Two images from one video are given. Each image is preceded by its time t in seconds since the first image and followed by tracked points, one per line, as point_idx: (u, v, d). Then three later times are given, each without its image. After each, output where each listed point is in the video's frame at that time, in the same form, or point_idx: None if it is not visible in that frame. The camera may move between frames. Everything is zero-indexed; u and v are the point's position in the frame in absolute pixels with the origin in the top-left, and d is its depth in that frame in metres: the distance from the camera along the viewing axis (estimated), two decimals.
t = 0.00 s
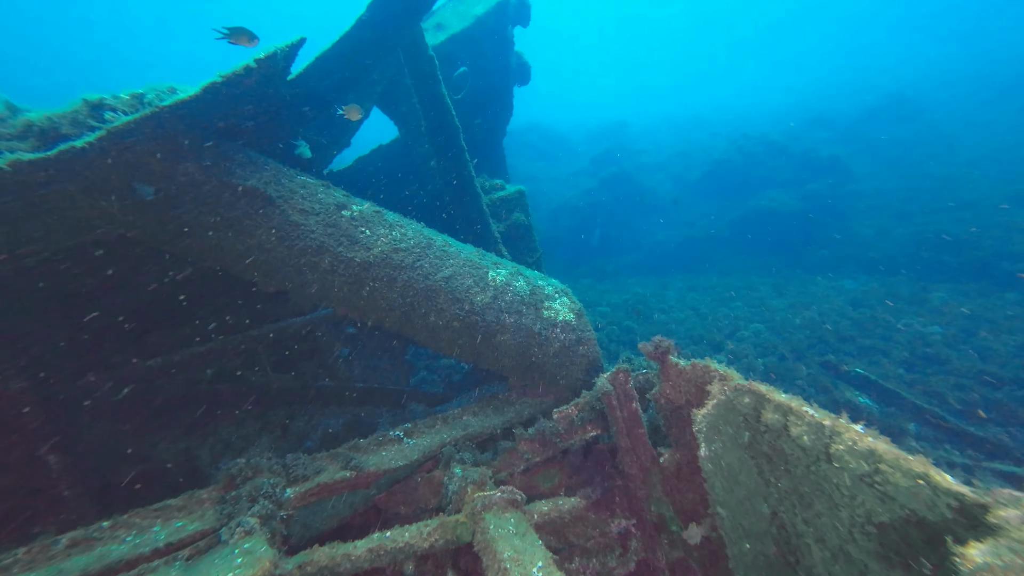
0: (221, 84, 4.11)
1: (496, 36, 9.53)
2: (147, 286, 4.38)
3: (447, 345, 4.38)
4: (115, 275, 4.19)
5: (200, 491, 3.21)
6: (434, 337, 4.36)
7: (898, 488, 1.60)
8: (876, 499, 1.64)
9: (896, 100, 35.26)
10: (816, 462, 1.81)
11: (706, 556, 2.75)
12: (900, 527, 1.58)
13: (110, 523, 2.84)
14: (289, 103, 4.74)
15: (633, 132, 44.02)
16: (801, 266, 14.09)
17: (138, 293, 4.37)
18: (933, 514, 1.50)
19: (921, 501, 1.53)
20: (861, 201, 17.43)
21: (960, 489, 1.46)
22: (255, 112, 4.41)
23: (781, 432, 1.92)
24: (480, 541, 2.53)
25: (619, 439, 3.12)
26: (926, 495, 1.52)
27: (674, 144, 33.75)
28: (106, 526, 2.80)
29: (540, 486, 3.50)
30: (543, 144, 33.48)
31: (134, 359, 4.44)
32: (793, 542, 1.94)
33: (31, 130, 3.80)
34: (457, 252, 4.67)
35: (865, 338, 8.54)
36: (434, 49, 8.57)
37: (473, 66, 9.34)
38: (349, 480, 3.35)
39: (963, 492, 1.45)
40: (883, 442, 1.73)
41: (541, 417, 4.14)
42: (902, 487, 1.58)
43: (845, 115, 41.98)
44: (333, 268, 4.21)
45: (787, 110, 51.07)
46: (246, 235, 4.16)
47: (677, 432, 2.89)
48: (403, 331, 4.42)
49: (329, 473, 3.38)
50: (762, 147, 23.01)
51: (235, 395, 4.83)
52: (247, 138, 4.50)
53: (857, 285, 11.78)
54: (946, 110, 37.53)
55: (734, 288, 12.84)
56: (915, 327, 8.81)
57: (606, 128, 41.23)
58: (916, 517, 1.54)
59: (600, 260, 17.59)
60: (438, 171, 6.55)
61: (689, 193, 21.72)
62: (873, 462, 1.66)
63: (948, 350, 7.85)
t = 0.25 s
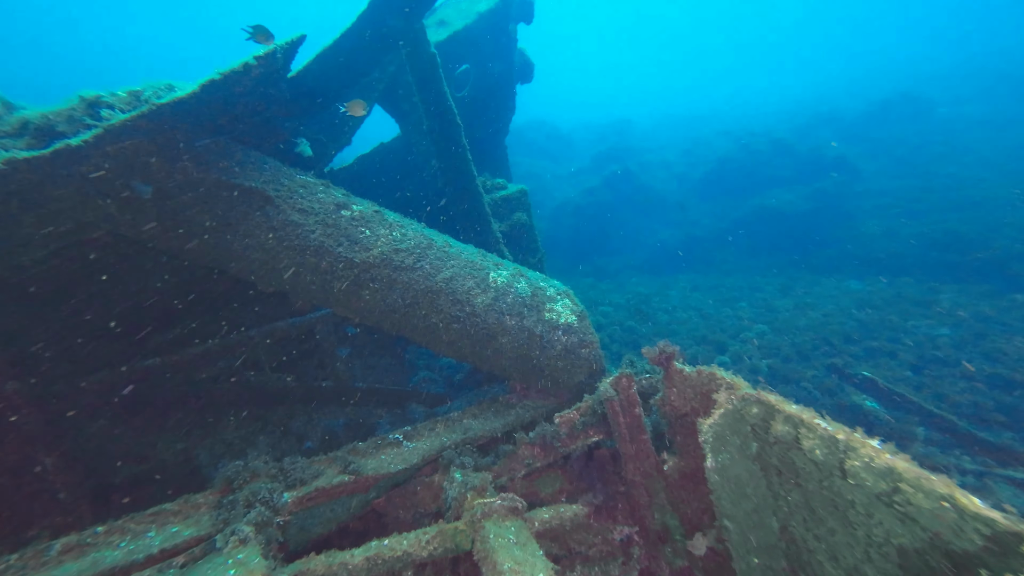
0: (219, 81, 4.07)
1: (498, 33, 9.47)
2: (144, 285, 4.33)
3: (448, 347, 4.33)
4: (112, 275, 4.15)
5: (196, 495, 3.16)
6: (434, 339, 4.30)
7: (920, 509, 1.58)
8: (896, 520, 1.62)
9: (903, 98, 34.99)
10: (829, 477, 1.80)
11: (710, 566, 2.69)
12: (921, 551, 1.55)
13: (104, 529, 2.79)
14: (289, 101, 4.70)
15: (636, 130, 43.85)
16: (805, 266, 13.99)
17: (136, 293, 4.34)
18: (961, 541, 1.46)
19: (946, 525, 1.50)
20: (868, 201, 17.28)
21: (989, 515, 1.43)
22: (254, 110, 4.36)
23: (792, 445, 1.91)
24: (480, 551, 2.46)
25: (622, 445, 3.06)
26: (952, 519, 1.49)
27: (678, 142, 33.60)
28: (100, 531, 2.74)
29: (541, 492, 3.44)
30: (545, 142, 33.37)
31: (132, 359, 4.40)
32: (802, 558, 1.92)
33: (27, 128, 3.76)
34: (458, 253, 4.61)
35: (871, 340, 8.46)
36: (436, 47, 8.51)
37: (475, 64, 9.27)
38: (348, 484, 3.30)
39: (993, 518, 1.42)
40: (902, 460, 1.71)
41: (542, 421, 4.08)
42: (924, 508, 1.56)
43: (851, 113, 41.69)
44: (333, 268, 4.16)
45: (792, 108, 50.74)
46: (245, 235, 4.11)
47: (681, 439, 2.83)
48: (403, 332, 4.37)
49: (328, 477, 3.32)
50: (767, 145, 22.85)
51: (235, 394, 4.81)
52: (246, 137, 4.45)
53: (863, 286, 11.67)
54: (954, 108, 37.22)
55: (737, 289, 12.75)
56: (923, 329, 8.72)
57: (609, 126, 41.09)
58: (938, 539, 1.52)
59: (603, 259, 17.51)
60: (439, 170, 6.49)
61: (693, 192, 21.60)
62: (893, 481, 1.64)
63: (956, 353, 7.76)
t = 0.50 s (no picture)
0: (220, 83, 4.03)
1: (503, 34, 9.42)
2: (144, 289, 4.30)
3: (449, 352, 4.26)
4: (113, 278, 4.12)
5: (194, 505, 3.11)
6: (436, 344, 4.24)
7: (956, 545, 1.49)
8: (928, 554, 1.52)
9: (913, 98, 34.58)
10: (851, 502, 1.76)
11: None
12: None
13: (98, 540, 2.73)
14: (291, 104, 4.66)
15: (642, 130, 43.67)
16: (814, 269, 13.82)
17: (136, 296, 4.31)
18: None
19: (989, 564, 1.38)
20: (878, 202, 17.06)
21: None
22: (256, 112, 4.32)
23: (810, 464, 1.89)
24: (481, 568, 2.38)
25: (627, 455, 3.01)
26: (995, 558, 1.39)
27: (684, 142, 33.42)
28: (95, 543, 2.69)
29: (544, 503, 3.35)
30: (550, 143, 33.29)
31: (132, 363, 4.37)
32: None
33: (26, 130, 3.72)
34: (460, 257, 4.54)
35: (882, 345, 8.33)
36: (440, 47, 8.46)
37: (480, 64, 9.21)
38: (347, 493, 3.24)
39: None
40: (935, 491, 1.64)
41: (545, 427, 4.01)
42: (961, 544, 1.46)
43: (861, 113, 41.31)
44: (334, 273, 4.10)
45: (801, 108, 50.31)
46: (245, 239, 4.06)
47: (689, 452, 2.75)
48: (404, 336, 4.31)
49: (327, 485, 3.26)
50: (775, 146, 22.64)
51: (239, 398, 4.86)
52: (248, 139, 4.42)
53: (873, 289, 11.51)
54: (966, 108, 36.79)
55: (744, 291, 12.63)
56: (937, 335, 8.58)
57: (615, 126, 40.95)
58: None
59: (607, 260, 17.41)
60: (442, 171, 6.43)
61: (699, 193, 21.45)
62: (923, 512, 1.57)
63: (970, 360, 7.61)
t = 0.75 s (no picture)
0: (223, 84, 4.01)
1: (509, 33, 9.37)
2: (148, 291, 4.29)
3: (452, 355, 4.21)
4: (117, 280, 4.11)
5: (195, 511, 3.07)
6: (438, 347, 4.19)
7: None
8: None
9: (925, 97, 34.13)
10: (876, 526, 1.69)
11: None
12: None
13: (98, 547, 2.70)
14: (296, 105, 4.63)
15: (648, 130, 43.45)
16: (822, 271, 13.66)
17: (140, 298, 4.29)
18: None
19: None
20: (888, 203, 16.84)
21: None
22: (259, 112, 4.28)
23: (830, 483, 1.85)
24: None
25: (635, 466, 2.94)
26: None
27: (691, 142, 33.20)
28: (95, 549, 2.66)
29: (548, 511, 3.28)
30: (556, 142, 33.18)
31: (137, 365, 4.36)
32: None
33: (30, 132, 3.70)
34: (464, 259, 4.48)
35: (896, 349, 8.22)
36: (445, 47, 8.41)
37: (485, 64, 9.16)
38: (348, 499, 3.19)
39: None
40: (973, 522, 1.56)
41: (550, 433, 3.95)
42: None
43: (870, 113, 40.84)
44: (336, 275, 4.07)
45: (810, 106, 49.84)
46: (247, 241, 4.03)
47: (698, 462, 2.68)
48: (407, 339, 4.26)
49: (328, 491, 3.22)
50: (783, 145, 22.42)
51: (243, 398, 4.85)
52: (252, 140, 4.39)
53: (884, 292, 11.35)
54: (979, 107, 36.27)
55: (751, 293, 12.50)
56: (954, 339, 8.44)
57: (621, 125, 40.76)
58: None
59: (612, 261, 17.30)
60: (446, 173, 6.38)
61: (706, 193, 21.28)
62: (960, 542, 1.49)
63: (985, 365, 7.47)
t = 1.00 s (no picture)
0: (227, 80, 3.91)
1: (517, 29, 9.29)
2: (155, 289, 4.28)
3: (457, 356, 4.16)
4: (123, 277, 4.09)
5: (199, 512, 3.05)
6: (443, 347, 4.14)
7: None
8: None
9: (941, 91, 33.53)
10: (912, 551, 1.68)
11: None
12: None
13: (102, 548, 2.68)
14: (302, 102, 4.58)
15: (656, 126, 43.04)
16: (835, 270, 13.44)
17: (147, 294, 4.29)
18: None
19: None
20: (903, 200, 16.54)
21: None
22: (264, 109, 4.24)
23: (857, 501, 1.87)
24: None
25: (644, 471, 2.89)
26: None
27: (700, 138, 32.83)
28: (100, 550, 2.64)
29: (555, 517, 3.21)
30: (563, 138, 32.94)
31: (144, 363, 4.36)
32: None
33: (36, 128, 3.66)
34: (469, 258, 4.41)
35: (915, 351, 8.12)
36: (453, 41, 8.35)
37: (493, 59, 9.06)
38: (352, 502, 3.15)
39: None
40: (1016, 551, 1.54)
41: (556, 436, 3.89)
42: None
43: (884, 107, 40.17)
44: (341, 274, 4.03)
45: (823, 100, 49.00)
46: (252, 240, 4.00)
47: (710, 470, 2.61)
48: (412, 340, 4.21)
49: (332, 494, 3.17)
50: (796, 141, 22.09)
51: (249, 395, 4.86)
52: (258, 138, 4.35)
53: (898, 291, 11.14)
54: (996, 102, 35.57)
55: (761, 292, 12.34)
56: (979, 339, 8.32)
57: (629, 121, 40.38)
58: None
59: (619, 259, 17.15)
60: (453, 170, 6.31)
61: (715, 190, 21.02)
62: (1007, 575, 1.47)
63: (1003, 368, 7.32)
